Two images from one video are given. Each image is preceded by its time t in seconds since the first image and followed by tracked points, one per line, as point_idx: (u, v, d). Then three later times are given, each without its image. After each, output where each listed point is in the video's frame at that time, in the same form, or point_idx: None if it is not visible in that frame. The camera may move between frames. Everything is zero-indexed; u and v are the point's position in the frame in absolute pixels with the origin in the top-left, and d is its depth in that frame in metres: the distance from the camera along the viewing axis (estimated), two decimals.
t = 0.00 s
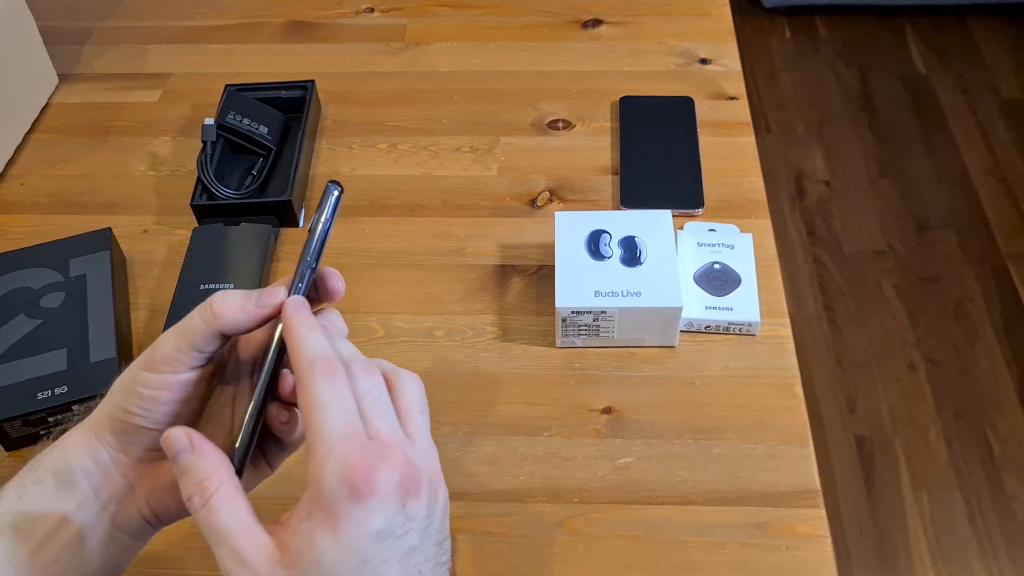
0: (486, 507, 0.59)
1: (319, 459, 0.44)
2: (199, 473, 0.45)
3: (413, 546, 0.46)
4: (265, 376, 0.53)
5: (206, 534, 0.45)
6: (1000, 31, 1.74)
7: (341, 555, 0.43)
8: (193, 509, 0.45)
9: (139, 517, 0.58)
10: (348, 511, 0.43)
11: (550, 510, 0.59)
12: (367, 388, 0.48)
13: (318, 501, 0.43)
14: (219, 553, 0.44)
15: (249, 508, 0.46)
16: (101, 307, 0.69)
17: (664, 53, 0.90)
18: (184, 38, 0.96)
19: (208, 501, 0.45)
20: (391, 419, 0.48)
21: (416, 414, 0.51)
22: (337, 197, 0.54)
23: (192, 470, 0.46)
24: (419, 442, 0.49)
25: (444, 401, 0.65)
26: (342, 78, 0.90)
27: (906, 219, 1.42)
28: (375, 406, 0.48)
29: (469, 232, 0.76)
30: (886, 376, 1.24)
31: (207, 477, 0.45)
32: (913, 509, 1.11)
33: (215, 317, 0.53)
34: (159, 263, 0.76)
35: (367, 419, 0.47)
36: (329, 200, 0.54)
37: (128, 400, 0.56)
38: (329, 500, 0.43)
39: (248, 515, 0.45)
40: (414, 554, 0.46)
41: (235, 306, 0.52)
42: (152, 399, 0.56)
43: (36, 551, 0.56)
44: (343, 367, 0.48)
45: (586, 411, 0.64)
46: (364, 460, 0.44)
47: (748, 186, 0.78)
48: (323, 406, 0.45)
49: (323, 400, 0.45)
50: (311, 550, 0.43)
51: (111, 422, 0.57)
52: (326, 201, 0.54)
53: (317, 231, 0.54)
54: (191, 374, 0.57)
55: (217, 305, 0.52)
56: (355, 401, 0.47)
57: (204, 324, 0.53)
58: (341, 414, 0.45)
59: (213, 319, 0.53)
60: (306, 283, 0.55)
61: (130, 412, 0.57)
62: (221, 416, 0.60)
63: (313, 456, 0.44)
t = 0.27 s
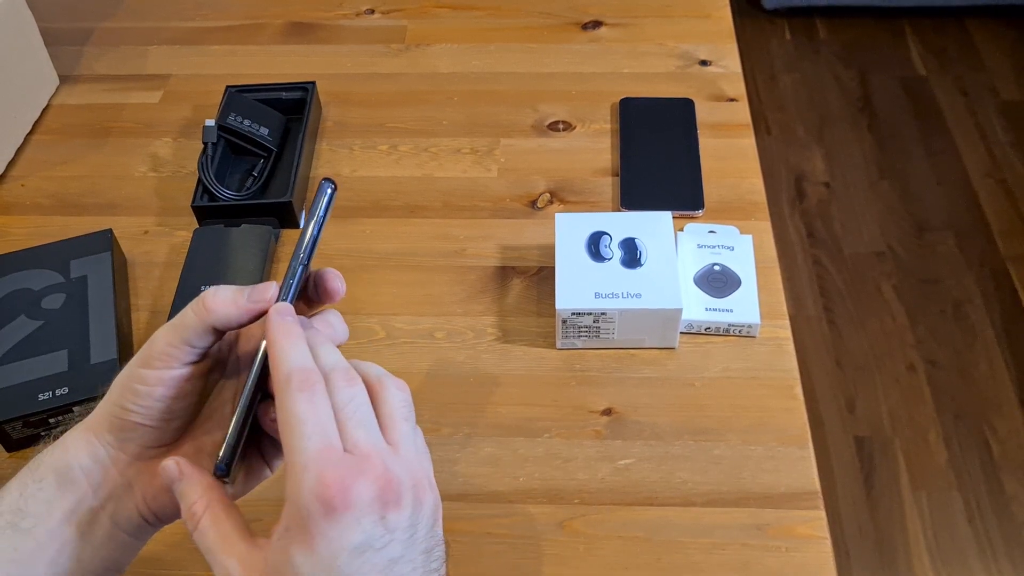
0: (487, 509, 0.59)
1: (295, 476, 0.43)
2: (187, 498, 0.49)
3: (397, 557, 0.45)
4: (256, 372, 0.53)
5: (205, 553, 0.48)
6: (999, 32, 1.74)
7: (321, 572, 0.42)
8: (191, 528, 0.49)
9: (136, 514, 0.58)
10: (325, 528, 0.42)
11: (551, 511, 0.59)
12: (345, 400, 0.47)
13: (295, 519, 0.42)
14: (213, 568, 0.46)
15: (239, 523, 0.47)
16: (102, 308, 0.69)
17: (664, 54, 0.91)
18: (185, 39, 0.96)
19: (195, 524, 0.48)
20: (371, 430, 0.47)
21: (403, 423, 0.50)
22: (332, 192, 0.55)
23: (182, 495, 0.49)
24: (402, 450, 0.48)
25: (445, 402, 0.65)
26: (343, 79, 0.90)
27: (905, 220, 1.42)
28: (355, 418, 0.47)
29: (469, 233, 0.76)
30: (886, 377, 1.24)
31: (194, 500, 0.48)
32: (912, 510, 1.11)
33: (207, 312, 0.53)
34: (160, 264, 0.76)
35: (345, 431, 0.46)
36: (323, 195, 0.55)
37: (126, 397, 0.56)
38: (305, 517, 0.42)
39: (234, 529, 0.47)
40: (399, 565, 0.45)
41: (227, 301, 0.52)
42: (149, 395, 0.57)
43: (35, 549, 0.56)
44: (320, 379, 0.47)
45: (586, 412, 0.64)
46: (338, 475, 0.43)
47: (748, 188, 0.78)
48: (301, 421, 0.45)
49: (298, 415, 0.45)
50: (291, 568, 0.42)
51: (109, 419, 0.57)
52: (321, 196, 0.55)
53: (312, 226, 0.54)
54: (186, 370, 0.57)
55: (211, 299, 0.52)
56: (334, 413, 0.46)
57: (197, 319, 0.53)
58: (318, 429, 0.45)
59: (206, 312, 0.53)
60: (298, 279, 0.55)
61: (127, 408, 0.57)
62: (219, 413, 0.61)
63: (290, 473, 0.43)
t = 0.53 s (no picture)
0: (488, 509, 0.59)
1: (300, 476, 0.43)
2: (195, 499, 0.49)
3: (402, 558, 0.45)
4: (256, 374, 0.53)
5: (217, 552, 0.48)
6: (999, 33, 1.74)
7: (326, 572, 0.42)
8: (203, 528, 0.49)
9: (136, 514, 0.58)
10: (330, 528, 0.42)
11: (552, 511, 0.59)
12: (350, 401, 0.47)
13: (300, 519, 0.42)
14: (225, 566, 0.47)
15: (248, 519, 0.48)
16: (102, 308, 0.69)
17: (665, 54, 0.91)
18: (185, 39, 0.96)
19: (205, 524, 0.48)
20: (375, 431, 0.47)
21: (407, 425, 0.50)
22: (332, 193, 0.54)
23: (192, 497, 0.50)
24: (405, 452, 0.48)
25: (445, 402, 0.65)
26: (343, 79, 0.90)
27: (905, 220, 1.42)
28: (359, 419, 0.47)
29: (470, 233, 0.76)
30: (885, 377, 1.24)
31: (203, 498, 0.49)
32: (912, 510, 1.11)
33: (208, 314, 0.53)
34: (160, 263, 0.76)
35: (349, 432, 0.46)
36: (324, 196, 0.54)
37: (125, 398, 0.56)
38: (310, 517, 0.42)
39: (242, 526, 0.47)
40: (403, 567, 0.45)
41: (228, 303, 0.53)
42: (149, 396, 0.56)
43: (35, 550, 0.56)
44: (325, 381, 0.47)
45: (586, 412, 0.64)
46: (343, 475, 0.43)
47: (748, 188, 0.78)
48: (305, 422, 0.45)
49: (303, 416, 0.45)
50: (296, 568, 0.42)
51: (109, 419, 0.57)
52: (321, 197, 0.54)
53: (313, 227, 0.54)
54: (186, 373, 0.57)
55: (212, 301, 0.53)
56: (338, 415, 0.46)
57: (197, 321, 0.53)
58: (322, 430, 0.45)
59: (207, 314, 0.53)
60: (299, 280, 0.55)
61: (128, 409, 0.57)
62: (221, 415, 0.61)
63: (296, 473, 0.43)
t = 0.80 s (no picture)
0: (489, 511, 0.59)
1: (311, 480, 0.43)
2: (206, 501, 0.49)
3: (409, 564, 0.45)
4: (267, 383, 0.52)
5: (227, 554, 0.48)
6: (999, 34, 1.75)
7: None
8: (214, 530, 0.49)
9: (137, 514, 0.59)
10: (340, 532, 0.42)
11: (553, 513, 0.59)
12: (359, 406, 0.47)
13: (310, 522, 0.42)
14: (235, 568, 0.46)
15: (259, 520, 0.47)
16: (102, 310, 0.69)
17: (665, 56, 0.91)
18: (186, 40, 0.95)
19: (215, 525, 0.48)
20: (383, 437, 0.47)
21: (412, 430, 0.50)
22: (340, 195, 0.51)
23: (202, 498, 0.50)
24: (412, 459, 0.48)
25: (446, 404, 0.65)
26: (344, 80, 0.90)
27: (905, 221, 1.42)
28: (367, 425, 0.47)
29: (471, 235, 0.76)
30: (885, 378, 1.24)
31: (214, 500, 0.49)
32: (912, 511, 1.11)
33: (218, 321, 0.52)
34: (161, 265, 0.76)
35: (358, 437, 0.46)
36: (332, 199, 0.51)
37: (127, 402, 0.56)
38: (320, 521, 0.42)
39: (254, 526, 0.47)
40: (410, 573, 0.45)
41: (238, 311, 0.51)
42: (153, 402, 0.56)
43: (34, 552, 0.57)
44: (335, 386, 0.47)
45: (587, 414, 0.64)
46: (353, 480, 0.43)
47: (748, 190, 0.78)
48: (317, 425, 0.44)
49: (314, 420, 0.45)
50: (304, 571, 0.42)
51: (109, 423, 0.57)
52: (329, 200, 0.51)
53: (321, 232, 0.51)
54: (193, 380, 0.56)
55: (223, 309, 0.51)
56: (347, 419, 0.46)
57: (206, 329, 0.52)
58: (333, 434, 0.44)
59: (217, 323, 0.52)
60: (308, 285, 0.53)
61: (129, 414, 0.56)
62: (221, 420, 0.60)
63: (306, 475, 0.43)
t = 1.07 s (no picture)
0: (487, 513, 0.59)
1: (367, 470, 0.44)
2: (264, 486, 0.48)
3: (454, 562, 0.45)
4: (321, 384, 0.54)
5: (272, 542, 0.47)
6: (998, 34, 1.74)
7: (386, 563, 0.42)
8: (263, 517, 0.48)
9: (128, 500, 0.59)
10: (394, 520, 0.42)
11: (552, 516, 0.59)
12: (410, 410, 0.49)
13: (364, 510, 0.43)
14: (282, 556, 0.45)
15: (309, 515, 0.47)
16: (100, 311, 0.69)
17: (664, 56, 0.90)
18: (184, 40, 0.95)
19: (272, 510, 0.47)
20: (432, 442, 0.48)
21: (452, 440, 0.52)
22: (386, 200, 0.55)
23: (255, 481, 0.49)
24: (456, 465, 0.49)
25: (445, 405, 0.65)
26: (343, 81, 0.90)
27: (905, 222, 1.42)
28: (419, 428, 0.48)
29: (470, 236, 0.76)
30: (885, 378, 1.24)
31: (269, 489, 0.48)
32: (912, 511, 1.11)
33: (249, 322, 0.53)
34: (159, 265, 0.75)
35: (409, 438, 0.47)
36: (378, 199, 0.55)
37: (120, 382, 0.55)
38: (375, 509, 0.43)
39: (305, 521, 0.46)
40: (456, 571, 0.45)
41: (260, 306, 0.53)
42: (149, 377, 0.55)
43: (21, 547, 0.55)
44: (390, 387, 0.49)
45: (586, 416, 0.64)
46: (407, 473, 0.44)
47: (748, 191, 0.78)
48: (372, 420, 0.46)
49: (371, 415, 0.46)
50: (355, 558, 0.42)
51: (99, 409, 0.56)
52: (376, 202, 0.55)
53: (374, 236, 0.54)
54: (186, 352, 0.57)
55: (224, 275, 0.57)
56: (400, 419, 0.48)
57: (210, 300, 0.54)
58: (388, 430, 0.46)
59: (219, 282, 0.57)
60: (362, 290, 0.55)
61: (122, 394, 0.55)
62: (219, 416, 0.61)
63: (362, 467, 0.44)
